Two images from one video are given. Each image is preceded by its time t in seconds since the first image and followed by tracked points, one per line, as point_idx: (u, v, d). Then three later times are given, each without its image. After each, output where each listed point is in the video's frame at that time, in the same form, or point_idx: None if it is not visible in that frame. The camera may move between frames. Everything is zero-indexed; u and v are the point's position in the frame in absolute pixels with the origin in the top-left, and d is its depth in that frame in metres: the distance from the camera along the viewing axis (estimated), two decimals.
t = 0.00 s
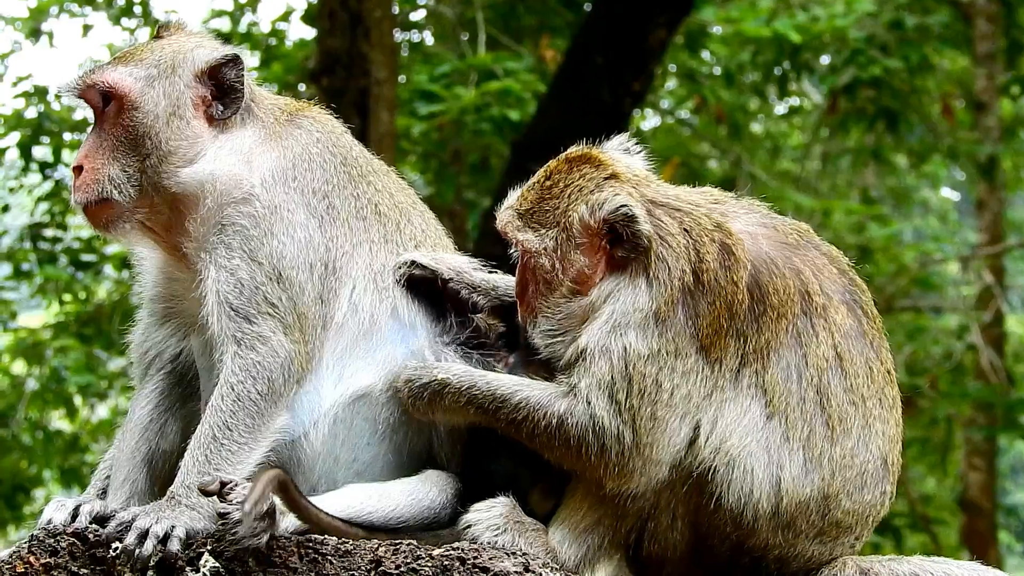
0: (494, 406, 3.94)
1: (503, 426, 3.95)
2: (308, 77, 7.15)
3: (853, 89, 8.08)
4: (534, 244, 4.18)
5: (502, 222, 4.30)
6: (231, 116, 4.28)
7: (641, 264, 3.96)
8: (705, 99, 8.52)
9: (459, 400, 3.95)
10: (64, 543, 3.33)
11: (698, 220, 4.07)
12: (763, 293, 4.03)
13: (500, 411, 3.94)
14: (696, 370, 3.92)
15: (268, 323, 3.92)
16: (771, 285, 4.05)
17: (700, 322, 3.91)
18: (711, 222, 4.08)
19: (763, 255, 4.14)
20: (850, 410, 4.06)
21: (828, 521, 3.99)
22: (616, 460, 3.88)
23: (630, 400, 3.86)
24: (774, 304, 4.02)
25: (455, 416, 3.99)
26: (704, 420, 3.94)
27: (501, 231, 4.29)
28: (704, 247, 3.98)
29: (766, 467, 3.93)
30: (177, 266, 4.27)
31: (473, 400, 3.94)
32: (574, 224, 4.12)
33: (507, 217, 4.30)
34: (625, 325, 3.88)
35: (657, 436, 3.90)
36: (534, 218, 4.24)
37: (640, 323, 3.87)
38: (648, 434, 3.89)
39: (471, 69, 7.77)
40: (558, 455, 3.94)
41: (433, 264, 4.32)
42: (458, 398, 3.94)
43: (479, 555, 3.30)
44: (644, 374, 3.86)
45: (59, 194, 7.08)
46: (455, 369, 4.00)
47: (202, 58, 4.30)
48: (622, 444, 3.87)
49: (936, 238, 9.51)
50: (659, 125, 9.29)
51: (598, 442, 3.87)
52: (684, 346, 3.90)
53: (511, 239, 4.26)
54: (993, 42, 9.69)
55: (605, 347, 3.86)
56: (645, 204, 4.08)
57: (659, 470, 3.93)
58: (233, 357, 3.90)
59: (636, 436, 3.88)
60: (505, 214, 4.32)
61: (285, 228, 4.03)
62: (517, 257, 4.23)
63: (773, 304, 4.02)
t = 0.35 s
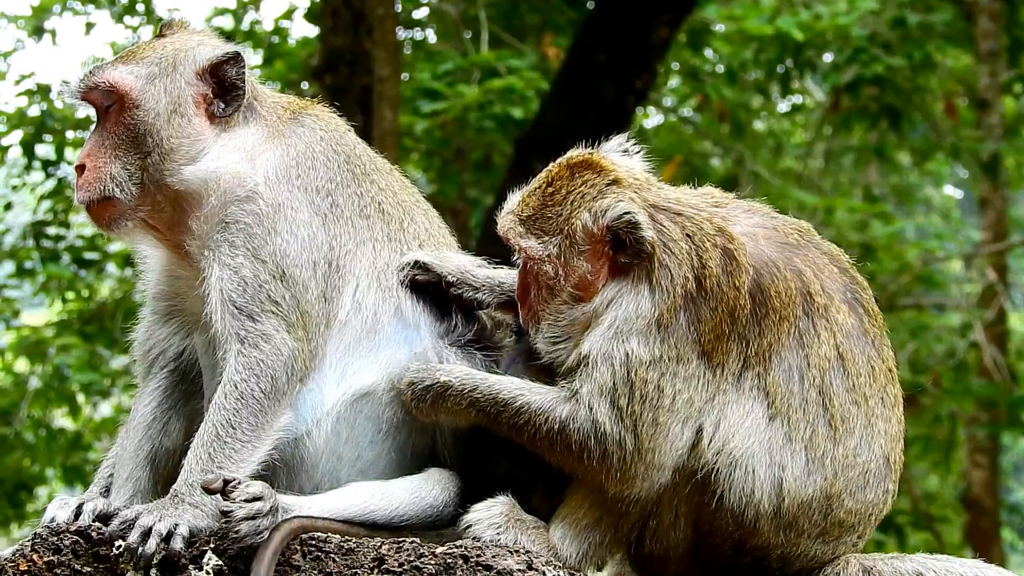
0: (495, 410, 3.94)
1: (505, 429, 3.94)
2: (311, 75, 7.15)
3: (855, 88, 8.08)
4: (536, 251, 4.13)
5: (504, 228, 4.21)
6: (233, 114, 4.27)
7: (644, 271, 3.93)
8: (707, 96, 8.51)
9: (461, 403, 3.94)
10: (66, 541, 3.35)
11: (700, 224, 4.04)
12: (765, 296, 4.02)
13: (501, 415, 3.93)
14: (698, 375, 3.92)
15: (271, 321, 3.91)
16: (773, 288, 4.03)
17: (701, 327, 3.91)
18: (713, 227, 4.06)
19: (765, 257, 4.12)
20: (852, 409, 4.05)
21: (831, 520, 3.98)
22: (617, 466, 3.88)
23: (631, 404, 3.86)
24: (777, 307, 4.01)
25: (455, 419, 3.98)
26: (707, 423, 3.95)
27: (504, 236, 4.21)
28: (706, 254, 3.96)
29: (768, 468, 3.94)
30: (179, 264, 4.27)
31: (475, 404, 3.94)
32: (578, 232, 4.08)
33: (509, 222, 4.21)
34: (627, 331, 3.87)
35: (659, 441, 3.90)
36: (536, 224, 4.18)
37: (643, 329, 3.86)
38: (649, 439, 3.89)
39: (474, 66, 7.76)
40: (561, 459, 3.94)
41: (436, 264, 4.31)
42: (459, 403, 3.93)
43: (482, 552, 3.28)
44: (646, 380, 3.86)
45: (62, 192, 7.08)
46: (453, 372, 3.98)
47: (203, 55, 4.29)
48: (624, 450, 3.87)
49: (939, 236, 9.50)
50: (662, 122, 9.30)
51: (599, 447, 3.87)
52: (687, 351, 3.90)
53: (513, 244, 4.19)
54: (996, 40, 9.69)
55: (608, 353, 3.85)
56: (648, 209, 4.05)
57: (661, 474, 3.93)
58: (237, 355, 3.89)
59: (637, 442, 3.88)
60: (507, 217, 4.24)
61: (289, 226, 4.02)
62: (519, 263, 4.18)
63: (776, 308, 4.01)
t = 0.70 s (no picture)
0: (507, 389, 3.97)
1: (512, 411, 3.96)
2: (311, 72, 7.15)
3: (856, 85, 8.08)
4: (540, 272, 4.08)
5: (500, 246, 4.16)
6: (232, 112, 4.26)
7: (643, 285, 3.88)
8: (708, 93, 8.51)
9: (479, 372, 4.01)
10: (68, 539, 3.32)
11: (699, 240, 3.99)
12: (756, 306, 3.96)
13: (512, 396, 3.96)
14: (692, 383, 3.89)
15: (271, 319, 3.89)
16: (766, 298, 3.98)
17: (695, 341, 3.87)
18: (710, 242, 4.00)
19: (757, 266, 4.05)
20: (848, 407, 4.03)
21: (827, 517, 3.99)
22: (609, 472, 3.89)
23: (621, 412, 3.84)
24: (770, 315, 3.97)
25: (472, 390, 4.02)
26: (703, 429, 3.91)
27: (501, 251, 4.16)
28: (704, 271, 3.92)
29: (761, 467, 3.92)
30: (179, 263, 4.27)
31: (489, 378, 3.99)
32: (581, 254, 4.02)
33: (507, 239, 4.16)
34: (620, 344, 3.85)
35: (653, 449, 3.86)
36: (539, 245, 4.11)
37: (638, 343, 3.83)
38: (643, 447, 3.85)
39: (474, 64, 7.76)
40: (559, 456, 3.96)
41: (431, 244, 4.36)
42: (479, 373, 4.00)
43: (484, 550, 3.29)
44: (639, 390, 3.84)
45: (62, 190, 7.08)
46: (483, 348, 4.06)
47: (202, 54, 4.29)
48: (614, 458, 3.86)
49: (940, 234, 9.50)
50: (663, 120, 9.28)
51: (591, 454, 3.88)
52: (680, 362, 3.87)
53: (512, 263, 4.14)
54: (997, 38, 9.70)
55: (600, 364, 3.85)
56: (648, 225, 3.98)
57: (659, 482, 3.91)
58: (237, 353, 3.87)
59: (630, 450, 3.85)
60: (502, 233, 4.20)
61: (289, 223, 4.01)
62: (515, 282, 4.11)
63: (769, 318, 3.97)
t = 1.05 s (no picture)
0: (507, 391, 3.94)
1: (512, 413, 3.95)
2: (311, 71, 7.16)
3: (856, 83, 8.08)
4: (532, 288, 4.01)
5: (494, 255, 4.07)
6: (234, 112, 4.26)
7: (639, 298, 3.88)
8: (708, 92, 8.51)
9: (481, 373, 3.96)
10: (69, 539, 3.31)
11: (693, 249, 3.96)
12: (753, 310, 3.94)
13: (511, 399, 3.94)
14: (686, 389, 3.88)
15: (274, 318, 3.89)
16: (762, 299, 3.96)
17: (691, 348, 3.86)
18: (705, 251, 3.97)
19: (751, 270, 4.01)
20: (850, 397, 4.02)
21: (833, 510, 3.99)
22: (605, 478, 3.91)
23: (617, 418, 3.86)
24: (767, 314, 3.94)
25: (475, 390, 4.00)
26: (703, 431, 3.91)
27: (494, 261, 4.07)
28: (701, 280, 3.89)
29: (767, 464, 3.92)
30: (182, 262, 4.28)
31: (493, 379, 3.95)
32: (574, 271, 3.98)
33: (499, 250, 4.07)
34: (617, 352, 3.85)
35: (651, 454, 3.87)
36: (531, 262, 4.04)
37: (632, 352, 3.84)
38: (640, 453, 3.86)
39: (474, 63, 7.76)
40: (558, 457, 3.95)
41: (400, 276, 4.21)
42: (479, 375, 3.96)
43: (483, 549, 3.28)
44: (635, 396, 3.85)
45: (63, 189, 7.08)
46: (489, 349, 4.02)
47: (205, 54, 4.29)
48: (609, 464, 3.89)
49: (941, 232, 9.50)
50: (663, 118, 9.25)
51: (586, 458, 3.90)
52: (675, 367, 3.86)
53: (505, 275, 4.06)
54: (997, 35, 9.71)
55: (592, 372, 3.87)
56: (642, 237, 3.96)
57: (657, 487, 3.92)
58: (239, 353, 3.87)
59: (625, 455, 3.87)
60: (495, 244, 4.11)
61: (291, 223, 4.01)
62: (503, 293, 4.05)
63: (768, 317, 3.94)
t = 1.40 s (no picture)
0: (495, 401, 3.89)
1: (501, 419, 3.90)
2: (311, 71, 7.16)
3: (856, 83, 8.08)
4: (524, 275, 4.08)
5: (490, 239, 4.19)
6: (229, 112, 4.27)
7: (632, 295, 3.89)
8: (709, 91, 8.51)
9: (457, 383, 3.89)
10: (69, 539, 3.32)
11: (689, 249, 3.97)
12: (750, 312, 3.94)
13: (499, 408, 3.89)
14: (686, 388, 3.88)
15: (273, 318, 3.90)
16: (759, 302, 3.96)
17: (688, 347, 3.86)
18: (703, 251, 3.98)
19: (749, 271, 4.01)
20: (848, 400, 4.03)
21: (833, 511, 3.99)
22: (611, 479, 3.86)
23: (617, 417, 3.84)
24: (764, 317, 3.95)
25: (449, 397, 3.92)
26: (700, 433, 3.91)
27: (491, 245, 4.18)
28: (696, 280, 3.90)
29: (765, 465, 3.92)
30: (180, 262, 4.27)
31: (474, 388, 3.89)
32: (567, 263, 4.02)
33: (498, 232, 4.16)
34: (611, 348, 3.85)
35: (649, 454, 3.86)
36: (526, 248, 4.10)
37: (626, 348, 3.83)
38: (639, 454, 3.85)
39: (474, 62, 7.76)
40: (553, 459, 3.90)
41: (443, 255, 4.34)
42: (456, 384, 3.88)
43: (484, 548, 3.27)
44: (633, 395, 3.83)
45: (63, 189, 7.09)
46: (444, 346, 3.96)
47: (199, 54, 4.30)
48: (613, 464, 3.85)
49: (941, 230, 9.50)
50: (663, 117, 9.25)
51: (590, 459, 3.85)
52: (672, 367, 3.86)
53: (500, 258, 4.15)
54: (997, 34, 9.72)
55: (592, 368, 3.85)
56: (638, 234, 3.98)
57: (653, 487, 3.90)
58: (237, 352, 3.86)
59: (626, 456, 3.85)
60: (495, 227, 4.20)
61: (290, 222, 4.01)
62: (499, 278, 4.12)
63: (764, 320, 3.95)
